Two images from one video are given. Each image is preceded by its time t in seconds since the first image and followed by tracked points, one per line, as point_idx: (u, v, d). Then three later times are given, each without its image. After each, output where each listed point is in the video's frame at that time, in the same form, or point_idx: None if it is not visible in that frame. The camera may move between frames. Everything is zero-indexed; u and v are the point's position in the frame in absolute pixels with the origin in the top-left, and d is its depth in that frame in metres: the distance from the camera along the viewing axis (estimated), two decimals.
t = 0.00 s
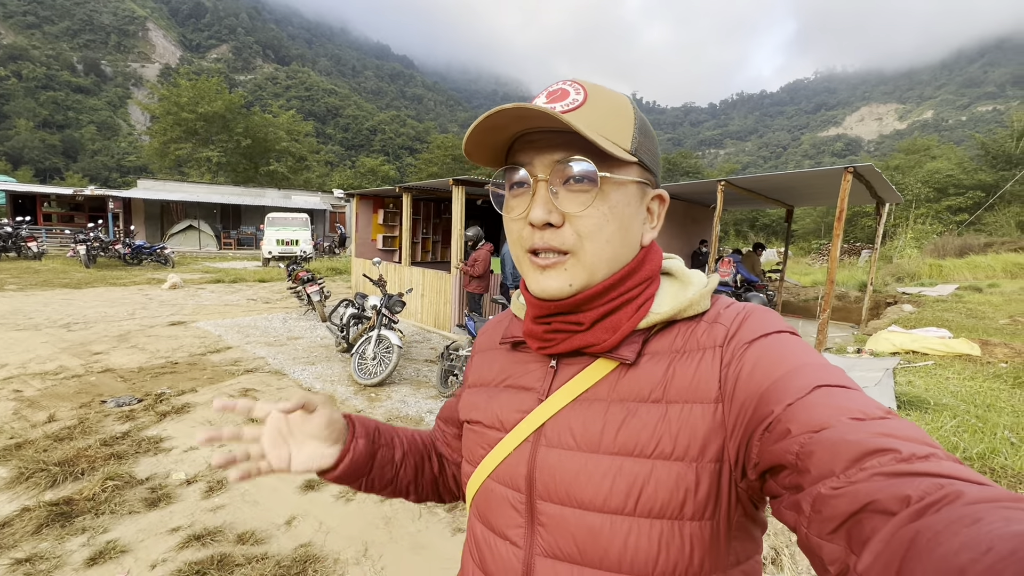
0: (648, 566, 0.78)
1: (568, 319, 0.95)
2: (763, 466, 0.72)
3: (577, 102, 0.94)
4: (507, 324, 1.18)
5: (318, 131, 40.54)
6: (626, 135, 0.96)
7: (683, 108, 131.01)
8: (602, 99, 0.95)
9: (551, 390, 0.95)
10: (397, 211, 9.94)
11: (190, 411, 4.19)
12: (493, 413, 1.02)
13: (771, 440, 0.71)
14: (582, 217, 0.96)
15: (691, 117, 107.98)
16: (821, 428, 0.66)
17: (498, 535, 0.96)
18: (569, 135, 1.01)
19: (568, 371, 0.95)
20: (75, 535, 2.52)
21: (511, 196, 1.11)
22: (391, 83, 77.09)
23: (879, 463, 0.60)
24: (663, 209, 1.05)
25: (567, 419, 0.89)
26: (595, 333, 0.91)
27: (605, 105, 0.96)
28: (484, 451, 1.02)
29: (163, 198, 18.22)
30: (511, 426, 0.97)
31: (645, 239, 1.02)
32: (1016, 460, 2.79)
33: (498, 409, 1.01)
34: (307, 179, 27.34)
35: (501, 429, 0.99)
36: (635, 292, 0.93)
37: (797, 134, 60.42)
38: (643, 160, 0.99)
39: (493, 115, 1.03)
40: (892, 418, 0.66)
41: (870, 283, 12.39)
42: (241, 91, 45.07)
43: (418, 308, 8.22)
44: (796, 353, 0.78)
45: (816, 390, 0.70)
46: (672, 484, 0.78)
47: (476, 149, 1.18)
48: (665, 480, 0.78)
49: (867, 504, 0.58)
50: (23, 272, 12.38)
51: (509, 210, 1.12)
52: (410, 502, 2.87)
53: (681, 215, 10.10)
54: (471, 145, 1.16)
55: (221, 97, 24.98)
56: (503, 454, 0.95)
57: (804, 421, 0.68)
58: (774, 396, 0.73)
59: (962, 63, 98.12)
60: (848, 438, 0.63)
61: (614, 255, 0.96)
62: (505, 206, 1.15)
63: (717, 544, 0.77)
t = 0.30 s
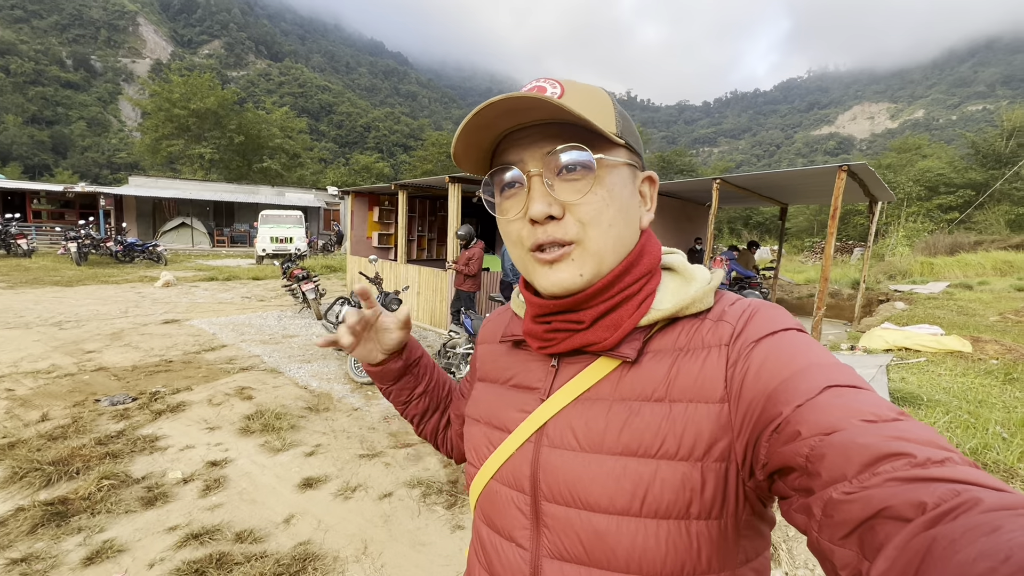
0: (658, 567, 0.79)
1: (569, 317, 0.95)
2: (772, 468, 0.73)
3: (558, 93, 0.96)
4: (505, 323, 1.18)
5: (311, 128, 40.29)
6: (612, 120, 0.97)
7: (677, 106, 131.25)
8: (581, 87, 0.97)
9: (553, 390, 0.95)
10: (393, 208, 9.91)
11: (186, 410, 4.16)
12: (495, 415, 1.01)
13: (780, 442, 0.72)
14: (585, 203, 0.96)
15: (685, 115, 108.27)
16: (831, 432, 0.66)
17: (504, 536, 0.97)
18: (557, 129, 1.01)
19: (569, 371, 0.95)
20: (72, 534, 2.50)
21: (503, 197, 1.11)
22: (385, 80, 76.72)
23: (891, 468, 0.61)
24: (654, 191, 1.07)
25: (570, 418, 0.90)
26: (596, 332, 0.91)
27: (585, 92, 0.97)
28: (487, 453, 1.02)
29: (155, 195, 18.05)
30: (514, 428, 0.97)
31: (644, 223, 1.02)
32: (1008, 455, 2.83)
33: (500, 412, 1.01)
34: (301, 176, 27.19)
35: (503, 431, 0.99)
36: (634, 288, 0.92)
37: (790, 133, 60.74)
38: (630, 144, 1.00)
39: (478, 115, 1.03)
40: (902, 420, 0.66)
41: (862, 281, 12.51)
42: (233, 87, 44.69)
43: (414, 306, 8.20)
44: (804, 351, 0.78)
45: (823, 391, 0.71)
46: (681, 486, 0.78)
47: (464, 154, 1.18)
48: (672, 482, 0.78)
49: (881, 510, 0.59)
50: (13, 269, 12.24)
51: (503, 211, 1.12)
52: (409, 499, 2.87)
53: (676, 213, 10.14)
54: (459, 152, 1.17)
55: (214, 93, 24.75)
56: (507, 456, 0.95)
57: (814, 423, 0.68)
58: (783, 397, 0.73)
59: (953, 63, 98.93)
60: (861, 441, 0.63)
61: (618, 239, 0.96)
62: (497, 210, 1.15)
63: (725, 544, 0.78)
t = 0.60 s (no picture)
0: None
1: (584, 318, 0.94)
2: (783, 472, 0.72)
3: (584, 96, 0.94)
4: (518, 324, 1.16)
5: (305, 125, 40.04)
6: (636, 125, 0.94)
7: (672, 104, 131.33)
8: (608, 91, 0.95)
9: (566, 392, 0.94)
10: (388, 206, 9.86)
11: (180, 410, 4.11)
12: (505, 418, 1.00)
13: (790, 446, 0.71)
14: (600, 211, 0.94)
15: (679, 114, 108.44)
16: (843, 435, 0.65)
17: (511, 540, 0.95)
18: (578, 133, 0.99)
19: (583, 373, 0.94)
20: (66, 537, 2.47)
21: (522, 197, 1.09)
22: (379, 77, 76.34)
23: (904, 473, 0.60)
24: (677, 198, 1.04)
25: (583, 421, 0.88)
26: (611, 333, 0.90)
27: (611, 97, 0.95)
28: (495, 453, 1.00)
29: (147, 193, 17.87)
30: (525, 430, 0.96)
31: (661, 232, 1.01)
32: (1005, 452, 2.85)
33: (511, 412, 0.99)
34: (295, 174, 27.02)
35: (513, 433, 0.98)
36: (652, 293, 0.92)
37: (784, 132, 60.93)
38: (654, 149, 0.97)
39: (499, 117, 1.02)
40: (915, 427, 0.65)
41: (856, 279, 12.59)
42: (226, 84, 44.33)
43: (410, 304, 8.17)
44: (817, 358, 0.77)
45: (837, 396, 0.70)
46: (692, 494, 0.77)
47: (483, 154, 1.16)
48: (684, 488, 0.77)
49: (889, 516, 0.58)
50: (3, 268, 12.09)
51: (520, 213, 1.10)
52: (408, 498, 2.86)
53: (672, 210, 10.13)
54: (478, 153, 1.15)
55: (207, 90, 24.52)
56: (515, 458, 0.94)
57: (824, 427, 0.67)
58: (796, 401, 0.72)
59: (944, 62, 99.66)
60: (872, 445, 0.62)
61: (632, 247, 0.95)
62: (516, 208, 1.13)
63: (734, 551, 0.77)
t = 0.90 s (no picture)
0: None
1: (584, 325, 0.92)
2: (782, 485, 0.71)
3: (584, 107, 0.93)
4: (517, 329, 1.15)
5: (303, 120, 39.86)
6: (638, 136, 0.93)
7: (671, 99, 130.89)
8: (608, 103, 0.93)
9: (564, 398, 0.93)
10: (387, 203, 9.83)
11: (180, 408, 4.11)
12: (502, 421, 1.00)
13: (790, 458, 0.70)
14: (597, 221, 0.93)
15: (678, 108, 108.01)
16: (844, 449, 0.65)
17: (503, 544, 0.94)
18: (577, 144, 0.98)
19: (582, 379, 0.93)
20: (66, 536, 2.47)
21: (522, 205, 1.08)
22: (377, 72, 75.96)
23: (908, 490, 0.59)
24: (679, 209, 1.03)
25: (580, 428, 0.87)
26: (610, 341, 0.89)
27: (611, 109, 0.94)
28: (490, 456, 0.99)
29: (144, 189, 17.78)
30: (521, 433, 0.95)
31: (661, 241, 0.99)
32: (1004, 448, 2.86)
33: (509, 416, 0.98)
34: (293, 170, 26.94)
35: (509, 436, 0.97)
36: (652, 302, 0.90)
37: (783, 126, 60.86)
38: (655, 160, 0.96)
39: (496, 127, 1.01)
40: (920, 443, 0.64)
41: (856, 274, 12.60)
42: (224, 79, 44.11)
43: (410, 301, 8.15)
44: (818, 370, 0.76)
45: (838, 410, 0.69)
46: (688, 503, 0.76)
47: (484, 160, 1.15)
48: (680, 498, 0.77)
49: (892, 533, 0.58)
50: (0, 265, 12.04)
51: (520, 220, 1.09)
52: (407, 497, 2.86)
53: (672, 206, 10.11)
54: (478, 160, 1.14)
55: (204, 85, 24.36)
56: (511, 462, 0.93)
57: (825, 441, 0.67)
58: (796, 414, 0.72)
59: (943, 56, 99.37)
60: (876, 461, 0.62)
61: (629, 258, 0.93)
62: (516, 215, 1.11)
63: (730, 563, 0.76)
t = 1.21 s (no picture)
0: None
1: (590, 328, 0.93)
2: (784, 490, 0.71)
3: (603, 109, 0.93)
4: (522, 331, 1.15)
5: (304, 117, 39.83)
6: (652, 139, 0.93)
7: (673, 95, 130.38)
8: (628, 105, 0.93)
9: (565, 401, 0.93)
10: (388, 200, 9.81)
11: (183, 405, 4.12)
12: (505, 421, 1.00)
13: (795, 465, 0.70)
14: (617, 225, 0.93)
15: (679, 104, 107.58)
16: (847, 456, 0.65)
17: (502, 546, 0.95)
18: (599, 144, 0.98)
19: (583, 382, 0.93)
20: (70, 533, 2.48)
21: (534, 205, 1.07)
22: (377, 69, 75.79)
23: (911, 496, 0.59)
24: (684, 213, 1.04)
25: (581, 430, 0.88)
26: (614, 345, 0.89)
27: (630, 111, 0.93)
28: (492, 458, 0.99)
29: (146, 186, 17.79)
30: (523, 437, 0.95)
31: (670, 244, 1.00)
32: (1005, 445, 2.86)
33: (511, 417, 0.98)
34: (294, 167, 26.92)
35: (511, 437, 0.97)
36: (659, 304, 0.91)
37: (785, 122, 60.71)
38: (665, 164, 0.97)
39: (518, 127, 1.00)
40: (923, 448, 0.65)
41: (858, 271, 12.57)
42: (224, 76, 44.04)
43: (411, 298, 8.15)
44: (823, 376, 0.77)
45: (841, 416, 0.69)
46: (689, 507, 0.76)
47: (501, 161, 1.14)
48: (681, 502, 0.77)
49: (897, 539, 0.58)
50: (3, 263, 12.07)
51: (531, 221, 1.08)
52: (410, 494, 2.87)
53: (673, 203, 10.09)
54: (495, 160, 1.13)
55: (204, 82, 24.31)
56: (513, 464, 0.93)
57: (828, 447, 0.67)
58: (799, 420, 0.72)
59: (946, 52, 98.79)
60: (879, 467, 0.62)
61: (646, 261, 0.94)
62: (527, 215, 1.11)
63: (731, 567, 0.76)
